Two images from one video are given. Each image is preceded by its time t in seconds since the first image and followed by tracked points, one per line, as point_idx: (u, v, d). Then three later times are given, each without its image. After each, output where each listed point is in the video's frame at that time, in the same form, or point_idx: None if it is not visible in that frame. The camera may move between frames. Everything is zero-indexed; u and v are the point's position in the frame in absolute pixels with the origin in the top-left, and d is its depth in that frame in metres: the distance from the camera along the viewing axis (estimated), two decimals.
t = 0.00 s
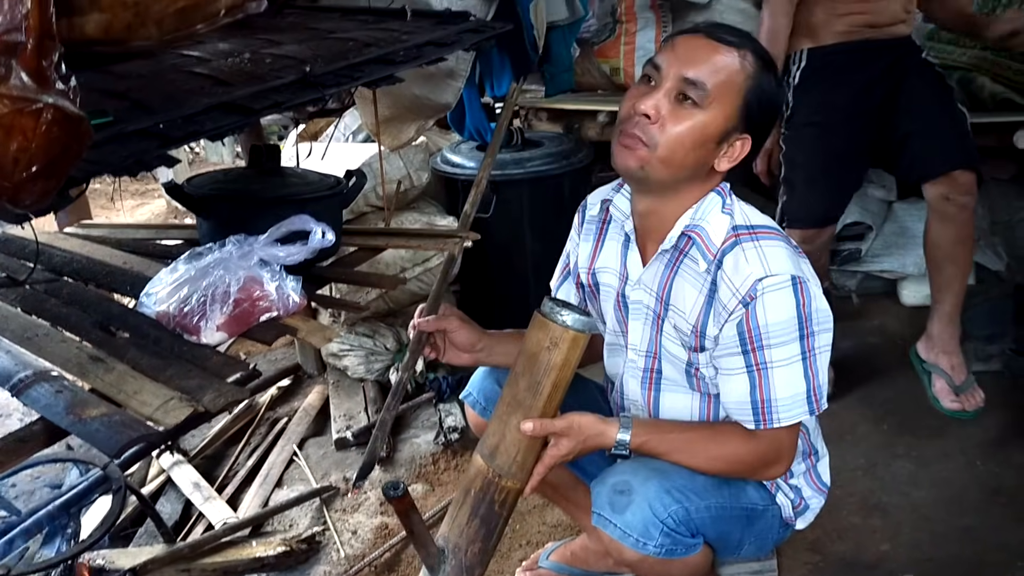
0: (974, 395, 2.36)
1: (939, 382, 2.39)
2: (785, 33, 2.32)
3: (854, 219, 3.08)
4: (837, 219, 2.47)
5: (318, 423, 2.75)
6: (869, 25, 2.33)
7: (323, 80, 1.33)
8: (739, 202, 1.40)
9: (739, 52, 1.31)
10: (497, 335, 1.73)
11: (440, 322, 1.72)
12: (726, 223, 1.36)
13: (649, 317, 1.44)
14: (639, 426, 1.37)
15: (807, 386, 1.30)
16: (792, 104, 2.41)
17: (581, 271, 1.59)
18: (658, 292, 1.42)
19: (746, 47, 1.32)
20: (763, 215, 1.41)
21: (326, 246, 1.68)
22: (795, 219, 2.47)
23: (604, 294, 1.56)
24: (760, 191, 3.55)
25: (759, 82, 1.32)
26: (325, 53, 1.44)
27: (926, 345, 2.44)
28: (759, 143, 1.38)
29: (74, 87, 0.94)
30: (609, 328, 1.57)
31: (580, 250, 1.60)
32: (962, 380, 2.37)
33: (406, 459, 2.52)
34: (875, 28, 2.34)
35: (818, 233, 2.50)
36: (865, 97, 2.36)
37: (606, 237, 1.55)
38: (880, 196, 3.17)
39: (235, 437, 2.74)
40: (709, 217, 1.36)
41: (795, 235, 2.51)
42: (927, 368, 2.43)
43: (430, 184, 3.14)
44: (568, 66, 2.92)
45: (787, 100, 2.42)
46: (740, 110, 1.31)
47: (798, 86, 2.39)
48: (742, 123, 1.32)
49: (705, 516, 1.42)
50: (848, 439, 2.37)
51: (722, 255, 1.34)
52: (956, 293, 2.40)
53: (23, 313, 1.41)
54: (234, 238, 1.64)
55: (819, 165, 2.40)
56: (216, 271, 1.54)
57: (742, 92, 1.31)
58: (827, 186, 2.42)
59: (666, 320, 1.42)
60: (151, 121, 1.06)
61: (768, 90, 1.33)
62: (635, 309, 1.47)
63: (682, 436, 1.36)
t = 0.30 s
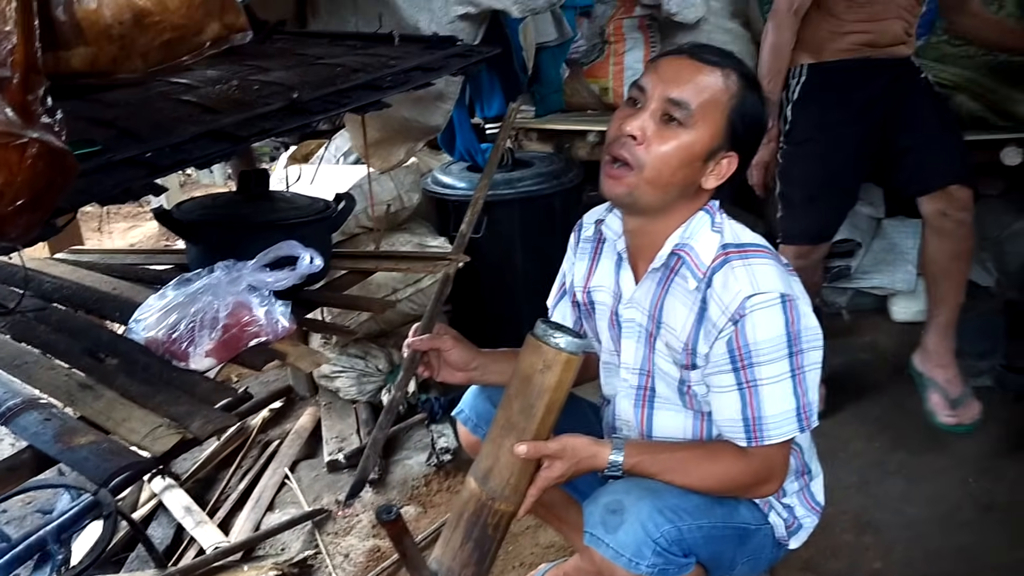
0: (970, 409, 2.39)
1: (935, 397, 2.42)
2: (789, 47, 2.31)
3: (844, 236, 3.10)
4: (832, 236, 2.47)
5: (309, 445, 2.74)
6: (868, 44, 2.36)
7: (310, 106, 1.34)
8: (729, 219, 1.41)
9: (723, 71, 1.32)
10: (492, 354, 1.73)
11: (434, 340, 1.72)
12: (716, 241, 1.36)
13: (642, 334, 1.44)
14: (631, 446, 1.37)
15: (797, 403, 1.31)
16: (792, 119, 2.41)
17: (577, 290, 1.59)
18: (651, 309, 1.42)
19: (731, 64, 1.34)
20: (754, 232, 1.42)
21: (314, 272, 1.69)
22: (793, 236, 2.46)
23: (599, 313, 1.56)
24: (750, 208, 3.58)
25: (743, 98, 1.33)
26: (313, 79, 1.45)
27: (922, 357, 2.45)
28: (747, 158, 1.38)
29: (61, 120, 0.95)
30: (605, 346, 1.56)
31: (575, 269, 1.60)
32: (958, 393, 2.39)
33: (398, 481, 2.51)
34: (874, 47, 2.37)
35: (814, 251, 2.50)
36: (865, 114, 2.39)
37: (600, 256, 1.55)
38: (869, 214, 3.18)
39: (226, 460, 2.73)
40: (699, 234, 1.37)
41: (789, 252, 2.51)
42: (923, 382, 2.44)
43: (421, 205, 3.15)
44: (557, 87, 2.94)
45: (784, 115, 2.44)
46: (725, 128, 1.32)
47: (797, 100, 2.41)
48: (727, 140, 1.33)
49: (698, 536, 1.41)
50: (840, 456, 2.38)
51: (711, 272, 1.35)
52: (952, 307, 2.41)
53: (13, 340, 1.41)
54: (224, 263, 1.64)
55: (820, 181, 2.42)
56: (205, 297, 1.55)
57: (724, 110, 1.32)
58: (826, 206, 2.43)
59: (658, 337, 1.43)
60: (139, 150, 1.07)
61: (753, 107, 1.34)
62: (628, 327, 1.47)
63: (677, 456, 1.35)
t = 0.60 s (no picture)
0: (918, 423, 2.46)
1: (884, 409, 2.49)
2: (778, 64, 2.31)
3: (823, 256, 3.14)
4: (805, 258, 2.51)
5: (295, 474, 2.74)
6: (849, 69, 2.38)
7: (289, 140, 1.36)
8: (706, 248, 1.43)
9: (695, 103, 1.35)
10: (475, 382, 1.74)
11: (417, 369, 1.72)
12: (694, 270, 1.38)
13: (625, 362, 1.45)
14: (615, 473, 1.38)
15: (778, 429, 1.32)
16: (772, 138, 2.44)
17: (559, 319, 1.61)
18: (631, 337, 1.43)
19: (704, 95, 1.37)
20: (730, 260, 1.44)
21: (294, 304, 1.70)
22: (766, 255, 2.51)
23: (581, 342, 1.57)
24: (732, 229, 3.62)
25: (716, 128, 1.36)
26: (292, 113, 1.47)
27: (876, 370, 2.54)
28: (719, 185, 1.41)
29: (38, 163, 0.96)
30: (588, 375, 1.58)
31: (557, 298, 1.61)
32: (907, 408, 2.47)
33: (385, 509, 2.50)
34: (857, 72, 2.39)
35: (789, 270, 2.53)
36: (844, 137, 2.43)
37: (580, 286, 1.57)
38: (848, 234, 3.26)
39: (211, 491, 2.71)
40: (677, 263, 1.39)
41: (765, 271, 2.55)
42: (876, 395, 2.53)
43: (404, 232, 3.17)
44: (538, 111, 2.94)
45: (766, 134, 2.45)
46: (698, 157, 1.34)
47: (778, 119, 2.43)
48: (701, 170, 1.35)
49: (683, 562, 1.41)
50: (824, 477, 2.39)
51: (690, 301, 1.37)
52: (911, 321, 2.46)
53: None
54: (205, 296, 1.64)
55: (798, 202, 2.45)
56: (187, 330, 1.54)
57: (697, 137, 1.34)
58: (803, 226, 2.47)
59: (640, 366, 1.44)
60: (118, 188, 1.08)
61: (725, 138, 1.37)
62: (609, 355, 1.48)
63: (659, 481, 1.36)
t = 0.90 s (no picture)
0: (927, 431, 2.43)
1: (893, 419, 2.46)
2: (777, 78, 2.34)
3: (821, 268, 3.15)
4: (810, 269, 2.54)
5: (294, 488, 2.74)
6: (848, 82, 2.40)
7: (289, 156, 1.37)
8: (701, 262, 1.45)
9: (687, 119, 1.37)
10: (474, 396, 1.75)
11: (415, 383, 1.73)
12: (689, 284, 1.40)
13: (622, 377, 1.47)
14: (614, 483, 1.38)
15: (775, 441, 1.32)
16: (771, 150, 2.47)
17: (556, 333, 1.62)
18: (628, 352, 1.45)
19: (695, 111, 1.39)
20: (726, 274, 1.45)
21: (295, 316, 1.70)
22: (769, 266, 2.54)
23: (579, 355, 1.59)
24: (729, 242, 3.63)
25: (707, 144, 1.38)
26: (291, 129, 1.49)
27: (881, 381, 2.50)
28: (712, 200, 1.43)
29: (42, 178, 1.01)
30: (586, 389, 1.59)
31: (553, 313, 1.63)
32: (915, 417, 2.44)
33: (384, 522, 2.50)
34: (857, 85, 2.40)
35: (790, 280, 2.54)
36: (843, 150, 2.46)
37: (577, 301, 1.59)
38: (845, 246, 3.27)
39: (211, 505, 2.71)
40: (672, 278, 1.40)
41: (767, 280, 2.57)
42: (882, 406, 2.50)
43: (403, 246, 3.18)
44: (534, 125, 2.96)
45: (767, 146, 2.47)
46: (691, 173, 1.37)
47: (779, 131, 2.46)
48: (693, 186, 1.37)
49: (681, 573, 1.42)
50: (823, 487, 2.40)
51: (686, 315, 1.38)
52: (914, 330, 2.44)
53: None
54: (205, 311, 1.65)
55: (798, 215, 2.47)
56: (188, 344, 1.56)
57: (689, 153, 1.36)
58: (805, 236, 2.49)
59: (637, 379, 1.45)
60: (121, 203, 1.09)
61: (717, 153, 1.39)
62: (606, 369, 1.50)
63: (657, 493, 1.36)
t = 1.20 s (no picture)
0: (902, 433, 2.45)
1: (869, 418, 2.48)
2: (772, 77, 2.35)
3: (818, 268, 3.16)
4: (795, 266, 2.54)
5: (292, 486, 2.75)
6: (844, 83, 2.41)
7: (289, 153, 1.38)
8: (698, 262, 1.46)
9: (683, 118, 1.38)
10: (473, 394, 1.75)
11: (413, 381, 1.74)
12: (686, 284, 1.41)
13: (620, 376, 1.48)
14: (611, 481, 1.39)
15: (772, 440, 1.33)
16: (764, 149, 2.47)
17: (554, 333, 1.63)
18: (626, 351, 1.46)
19: (691, 111, 1.39)
20: (723, 273, 1.46)
21: (294, 313, 1.71)
22: (759, 266, 2.54)
23: (577, 355, 1.59)
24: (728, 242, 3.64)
25: (703, 143, 1.39)
26: (290, 127, 1.49)
27: (861, 382, 2.51)
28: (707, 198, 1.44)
29: (46, 173, 1.04)
30: (584, 388, 1.60)
31: (551, 312, 1.63)
32: (891, 418, 2.45)
33: (382, 520, 2.51)
34: (852, 86, 2.41)
35: (777, 279, 2.56)
36: (838, 151, 2.47)
37: (574, 300, 1.59)
38: (842, 246, 3.27)
39: (209, 503, 2.72)
40: (669, 277, 1.41)
41: (756, 280, 2.59)
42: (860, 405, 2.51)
43: (402, 244, 3.19)
44: (532, 125, 2.97)
45: (759, 144, 2.48)
46: (688, 172, 1.37)
47: (772, 129, 2.46)
48: (691, 186, 1.38)
49: (679, 570, 1.42)
50: (820, 487, 2.41)
51: (683, 314, 1.39)
52: (897, 328, 2.45)
53: None
54: (205, 307, 1.66)
55: (789, 216, 2.48)
56: (187, 340, 1.56)
57: (685, 153, 1.37)
58: (795, 239, 2.49)
59: (635, 378, 1.46)
60: (121, 199, 1.09)
61: (713, 151, 1.40)
62: (603, 369, 1.50)
63: (655, 490, 1.37)
